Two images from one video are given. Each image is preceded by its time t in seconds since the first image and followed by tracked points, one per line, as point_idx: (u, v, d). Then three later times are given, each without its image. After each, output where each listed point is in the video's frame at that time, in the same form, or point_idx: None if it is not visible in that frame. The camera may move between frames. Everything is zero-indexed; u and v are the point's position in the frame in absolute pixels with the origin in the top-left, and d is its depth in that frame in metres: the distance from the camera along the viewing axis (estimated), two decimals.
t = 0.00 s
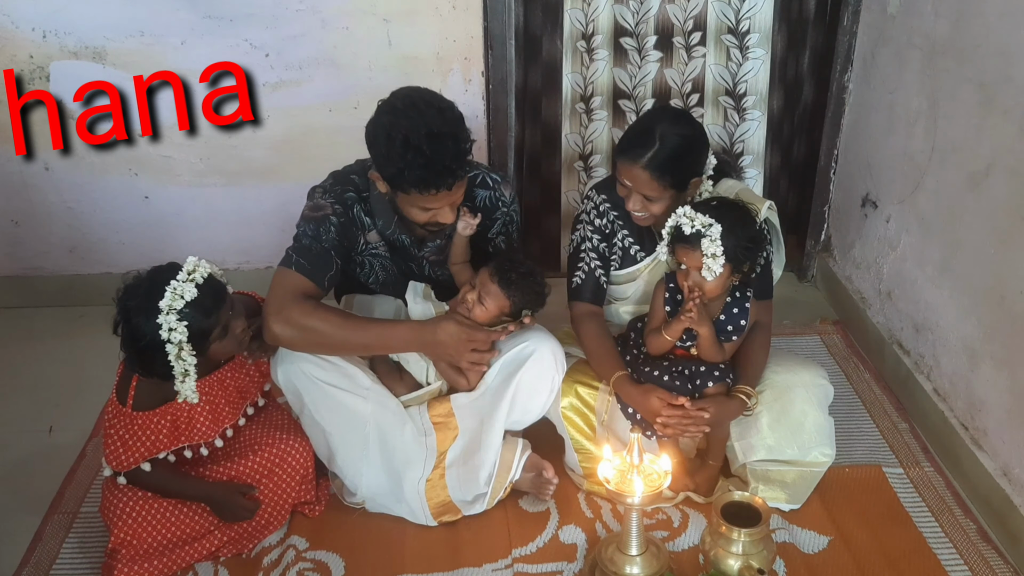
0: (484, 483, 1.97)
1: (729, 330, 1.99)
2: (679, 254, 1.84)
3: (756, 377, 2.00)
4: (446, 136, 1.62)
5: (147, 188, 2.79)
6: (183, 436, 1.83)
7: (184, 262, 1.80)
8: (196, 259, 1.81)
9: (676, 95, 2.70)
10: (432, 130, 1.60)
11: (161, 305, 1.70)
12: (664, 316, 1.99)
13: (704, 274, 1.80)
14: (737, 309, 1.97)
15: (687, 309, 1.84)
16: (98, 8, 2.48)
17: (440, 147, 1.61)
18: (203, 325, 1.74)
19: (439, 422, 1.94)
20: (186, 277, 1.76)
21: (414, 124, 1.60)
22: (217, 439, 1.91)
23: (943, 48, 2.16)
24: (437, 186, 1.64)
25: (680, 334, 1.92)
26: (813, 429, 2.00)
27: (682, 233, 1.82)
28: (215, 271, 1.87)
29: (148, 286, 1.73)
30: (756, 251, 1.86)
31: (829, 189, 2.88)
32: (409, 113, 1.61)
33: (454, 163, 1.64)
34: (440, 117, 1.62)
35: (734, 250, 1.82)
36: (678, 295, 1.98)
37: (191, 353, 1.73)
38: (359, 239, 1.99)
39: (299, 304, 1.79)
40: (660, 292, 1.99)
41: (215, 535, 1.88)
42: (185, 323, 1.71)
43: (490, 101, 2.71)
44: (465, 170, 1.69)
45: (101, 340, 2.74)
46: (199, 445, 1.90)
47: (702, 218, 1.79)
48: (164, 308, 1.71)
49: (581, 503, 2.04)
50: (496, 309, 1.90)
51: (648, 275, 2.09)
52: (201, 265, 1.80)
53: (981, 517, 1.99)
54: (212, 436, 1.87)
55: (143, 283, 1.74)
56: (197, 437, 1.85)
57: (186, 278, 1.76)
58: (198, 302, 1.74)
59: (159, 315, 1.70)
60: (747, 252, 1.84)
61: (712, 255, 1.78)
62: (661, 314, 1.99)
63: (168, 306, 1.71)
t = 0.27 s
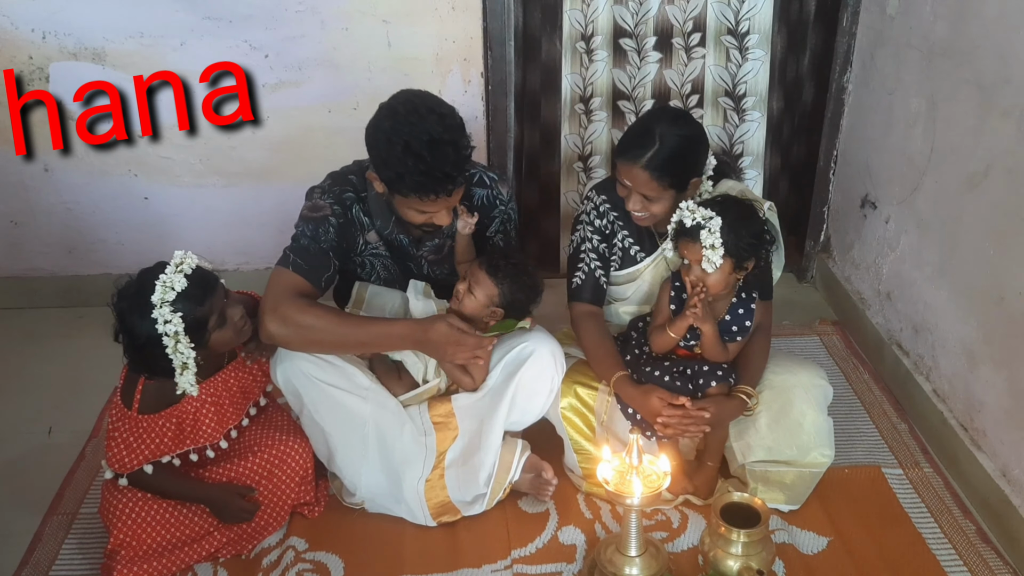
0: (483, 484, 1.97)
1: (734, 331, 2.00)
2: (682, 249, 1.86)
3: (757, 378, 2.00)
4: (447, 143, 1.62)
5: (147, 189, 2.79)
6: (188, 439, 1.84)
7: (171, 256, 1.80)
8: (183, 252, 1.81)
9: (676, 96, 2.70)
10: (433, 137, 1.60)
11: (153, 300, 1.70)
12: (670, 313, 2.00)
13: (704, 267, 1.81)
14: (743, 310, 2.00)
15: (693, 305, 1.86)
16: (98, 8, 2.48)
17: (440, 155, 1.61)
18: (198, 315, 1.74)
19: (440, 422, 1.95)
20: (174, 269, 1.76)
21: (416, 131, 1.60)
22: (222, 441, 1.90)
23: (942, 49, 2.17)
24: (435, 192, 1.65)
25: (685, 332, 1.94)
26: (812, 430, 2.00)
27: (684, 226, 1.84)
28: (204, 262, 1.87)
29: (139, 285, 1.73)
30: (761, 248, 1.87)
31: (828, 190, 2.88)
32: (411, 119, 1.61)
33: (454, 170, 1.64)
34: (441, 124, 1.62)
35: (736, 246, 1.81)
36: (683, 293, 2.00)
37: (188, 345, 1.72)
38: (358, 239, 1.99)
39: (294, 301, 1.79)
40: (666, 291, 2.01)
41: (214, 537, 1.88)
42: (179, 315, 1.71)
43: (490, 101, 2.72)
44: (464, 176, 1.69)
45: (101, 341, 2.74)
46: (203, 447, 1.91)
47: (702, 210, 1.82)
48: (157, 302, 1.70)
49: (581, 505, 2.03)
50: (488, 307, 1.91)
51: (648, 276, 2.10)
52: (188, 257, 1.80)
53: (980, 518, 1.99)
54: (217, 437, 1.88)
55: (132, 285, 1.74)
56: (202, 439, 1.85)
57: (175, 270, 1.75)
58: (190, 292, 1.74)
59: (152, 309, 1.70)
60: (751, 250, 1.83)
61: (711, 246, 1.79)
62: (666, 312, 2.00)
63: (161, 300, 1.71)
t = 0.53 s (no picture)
0: (483, 485, 1.97)
1: (737, 330, 1.99)
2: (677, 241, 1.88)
3: (757, 379, 2.00)
4: (454, 145, 1.62)
5: (146, 189, 2.79)
6: (188, 439, 1.83)
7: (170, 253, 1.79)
8: (182, 249, 1.80)
9: (676, 96, 2.69)
10: (442, 139, 1.60)
11: (153, 297, 1.69)
12: (672, 308, 2.01)
13: (692, 258, 1.83)
14: (747, 309, 1.99)
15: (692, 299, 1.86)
16: (97, 8, 2.48)
17: (447, 155, 1.61)
18: (198, 311, 1.73)
19: (439, 422, 1.95)
20: (173, 266, 1.75)
21: (424, 131, 1.60)
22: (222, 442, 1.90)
23: (942, 49, 2.16)
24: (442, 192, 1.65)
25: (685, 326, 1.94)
26: (812, 431, 1.99)
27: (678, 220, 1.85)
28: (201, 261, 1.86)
29: (138, 285, 1.72)
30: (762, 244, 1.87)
31: (828, 190, 2.87)
32: (419, 121, 1.61)
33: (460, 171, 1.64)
34: (448, 125, 1.62)
35: (730, 243, 1.81)
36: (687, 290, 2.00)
37: (189, 340, 1.71)
38: (353, 241, 1.99)
39: (283, 301, 1.79)
40: (670, 287, 2.03)
41: (214, 538, 1.88)
42: (180, 311, 1.70)
43: (490, 101, 2.71)
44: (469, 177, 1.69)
45: (100, 342, 2.74)
46: (203, 448, 1.90)
47: (696, 202, 1.83)
48: (157, 299, 1.70)
49: (580, 506, 2.03)
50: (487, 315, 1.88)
51: (647, 276, 2.09)
52: (186, 254, 1.79)
53: (981, 519, 1.98)
54: (216, 438, 1.87)
55: (131, 284, 1.74)
56: (202, 439, 1.85)
57: (174, 267, 1.74)
58: (189, 288, 1.72)
59: (153, 307, 1.69)
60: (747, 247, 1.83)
61: (699, 236, 1.80)
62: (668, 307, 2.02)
63: (160, 297, 1.70)
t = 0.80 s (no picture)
0: (482, 484, 1.97)
1: (737, 329, 1.99)
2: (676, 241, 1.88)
3: (758, 378, 1.99)
4: (462, 121, 1.64)
5: (145, 188, 2.79)
6: (186, 437, 1.83)
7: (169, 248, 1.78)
8: (181, 244, 1.80)
9: (675, 95, 2.69)
10: (451, 113, 1.63)
11: (151, 291, 1.69)
12: (672, 305, 2.01)
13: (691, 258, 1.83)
14: (748, 308, 1.98)
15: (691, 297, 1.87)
16: (96, 7, 2.48)
17: (457, 131, 1.64)
18: (197, 305, 1.72)
19: (440, 422, 1.95)
20: (172, 261, 1.74)
21: (432, 107, 1.62)
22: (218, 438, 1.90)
23: (942, 48, 2.16)
24: (451, 168, 1.66)
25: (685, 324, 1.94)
26: (812, 430, 1.99)
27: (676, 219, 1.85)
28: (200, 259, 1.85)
29: (136, 279, 1.71)
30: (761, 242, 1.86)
31: (828, 189, 2.87)
32: (427, 96, 1.63)
33: (468, 147, 1.66)
34: (455, 103, 1.64)
35: (729, 241, 1.81)
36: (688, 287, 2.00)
37: (187, 334, 1.71)
38: (348, 240, 1.98)
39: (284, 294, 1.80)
40: (670, 287, 2.02)
41: (213, 537, 1.88)
42: (178, 305, 1.69)
43: (490, 100, 2.71)
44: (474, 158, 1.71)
45: (100, 341, 2.74)
46: (201, 446, 1.90)
47: (694, 201, 1.82)
48: (155, 293, 1.69)
49: (580, 504, 2.03)
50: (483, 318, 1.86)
51: (646, 275, 2.09)
52: (185, 249, 1.78)
53: (981, 517, 1.98)
54: (214, 436, 1.87)
55: (131, 278, 1.73)
56: (200, 437, 1.85)
57: (173, 262, 1.74)
58: (187, 283, 1.72)
59: (151, 301, 1.68)
60: (746, 244, 1.82)
61: (697, 236, 1.80)
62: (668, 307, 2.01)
63: (159, 291, 1.69)
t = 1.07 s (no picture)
0: (482, 483, 1.97)
1: (741, 328, 1.98)
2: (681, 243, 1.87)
3: (758, 377, 1.99)
4: (471, 99, 1.69)
5: (145, 188, 2.79)
6: (184, 435, 1.83)
7: (170, 242, 1.77)
8: (182, 239, 1.79)
9: (675, 94, 2.69)
10: (460, 92, 1.67)
11: (151, 286, 1.69)
12: (676, 307, 2.00)
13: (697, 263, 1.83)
14: (751, 307, 1.98)
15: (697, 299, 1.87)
16: (95, 7, 2.48)
17: (466, 108, 1.67)
18: (196, 302, 1.71)
19: (440, 420, 1.95)
20: (172, 256, 1.73)
21: (441, 86, 1.67)
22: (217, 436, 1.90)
23: (942, 46, 2.16)
24: (461, 145, 1.69)
25: (689, 324, 1.95)
26: (812, 429, 1.99)
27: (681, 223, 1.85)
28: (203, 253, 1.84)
29: (136, 273, 1.71)
30: (766, 242, 1.84)
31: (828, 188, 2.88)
32: (436, 74, 1.68)
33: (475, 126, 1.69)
34: (463, 84, 1.69)
35: (736, 244, 1.81)
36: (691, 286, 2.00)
37: (185, 330, 1.71)
38: (344, 238, 1.98)
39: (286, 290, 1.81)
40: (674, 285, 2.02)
41: (213, 536, 1.88)
42: (177, 301, 1.69)
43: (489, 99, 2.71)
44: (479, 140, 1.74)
45: (99, 341, 2.74)
46: (200, 444, 1.90)
47: (700, 206, 1.82)
48: (154, 288, 1.68)
49: (580, 503, 2.02)
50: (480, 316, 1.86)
51: (646, 274, 2.09)
52: (186, 245, 1.77)
53: (982, 515, 1.98)
54: (213, 434, 1.87)
55: (131, 273, 1.73)
56: (199, 435, 1.85)
57: (173, 257, 1.73)
58: (187, 279, 1.71)
59: (150, 295, 1.68)
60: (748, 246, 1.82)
61: (704, 242, 1.80)
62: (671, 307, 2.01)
63: (158, 286, 1.69)
